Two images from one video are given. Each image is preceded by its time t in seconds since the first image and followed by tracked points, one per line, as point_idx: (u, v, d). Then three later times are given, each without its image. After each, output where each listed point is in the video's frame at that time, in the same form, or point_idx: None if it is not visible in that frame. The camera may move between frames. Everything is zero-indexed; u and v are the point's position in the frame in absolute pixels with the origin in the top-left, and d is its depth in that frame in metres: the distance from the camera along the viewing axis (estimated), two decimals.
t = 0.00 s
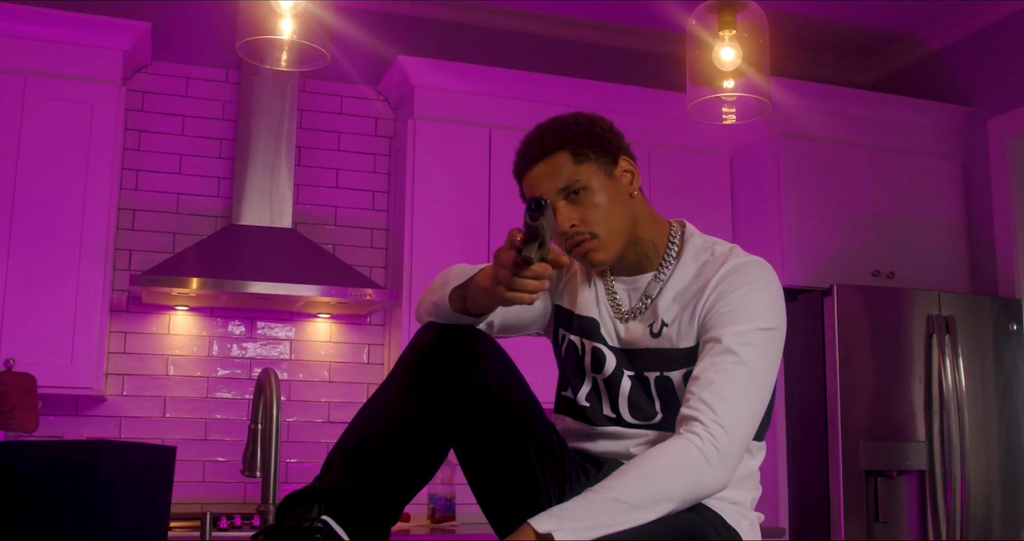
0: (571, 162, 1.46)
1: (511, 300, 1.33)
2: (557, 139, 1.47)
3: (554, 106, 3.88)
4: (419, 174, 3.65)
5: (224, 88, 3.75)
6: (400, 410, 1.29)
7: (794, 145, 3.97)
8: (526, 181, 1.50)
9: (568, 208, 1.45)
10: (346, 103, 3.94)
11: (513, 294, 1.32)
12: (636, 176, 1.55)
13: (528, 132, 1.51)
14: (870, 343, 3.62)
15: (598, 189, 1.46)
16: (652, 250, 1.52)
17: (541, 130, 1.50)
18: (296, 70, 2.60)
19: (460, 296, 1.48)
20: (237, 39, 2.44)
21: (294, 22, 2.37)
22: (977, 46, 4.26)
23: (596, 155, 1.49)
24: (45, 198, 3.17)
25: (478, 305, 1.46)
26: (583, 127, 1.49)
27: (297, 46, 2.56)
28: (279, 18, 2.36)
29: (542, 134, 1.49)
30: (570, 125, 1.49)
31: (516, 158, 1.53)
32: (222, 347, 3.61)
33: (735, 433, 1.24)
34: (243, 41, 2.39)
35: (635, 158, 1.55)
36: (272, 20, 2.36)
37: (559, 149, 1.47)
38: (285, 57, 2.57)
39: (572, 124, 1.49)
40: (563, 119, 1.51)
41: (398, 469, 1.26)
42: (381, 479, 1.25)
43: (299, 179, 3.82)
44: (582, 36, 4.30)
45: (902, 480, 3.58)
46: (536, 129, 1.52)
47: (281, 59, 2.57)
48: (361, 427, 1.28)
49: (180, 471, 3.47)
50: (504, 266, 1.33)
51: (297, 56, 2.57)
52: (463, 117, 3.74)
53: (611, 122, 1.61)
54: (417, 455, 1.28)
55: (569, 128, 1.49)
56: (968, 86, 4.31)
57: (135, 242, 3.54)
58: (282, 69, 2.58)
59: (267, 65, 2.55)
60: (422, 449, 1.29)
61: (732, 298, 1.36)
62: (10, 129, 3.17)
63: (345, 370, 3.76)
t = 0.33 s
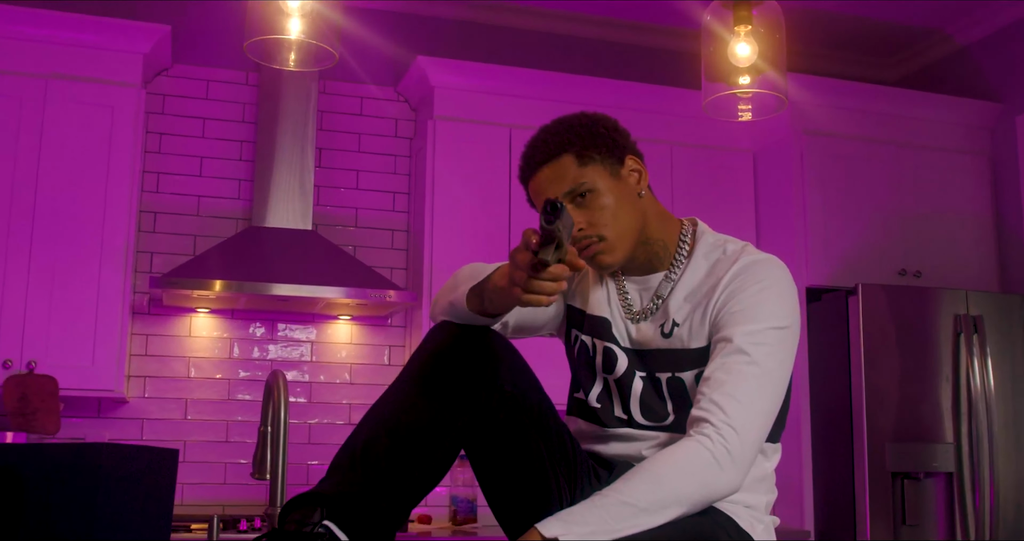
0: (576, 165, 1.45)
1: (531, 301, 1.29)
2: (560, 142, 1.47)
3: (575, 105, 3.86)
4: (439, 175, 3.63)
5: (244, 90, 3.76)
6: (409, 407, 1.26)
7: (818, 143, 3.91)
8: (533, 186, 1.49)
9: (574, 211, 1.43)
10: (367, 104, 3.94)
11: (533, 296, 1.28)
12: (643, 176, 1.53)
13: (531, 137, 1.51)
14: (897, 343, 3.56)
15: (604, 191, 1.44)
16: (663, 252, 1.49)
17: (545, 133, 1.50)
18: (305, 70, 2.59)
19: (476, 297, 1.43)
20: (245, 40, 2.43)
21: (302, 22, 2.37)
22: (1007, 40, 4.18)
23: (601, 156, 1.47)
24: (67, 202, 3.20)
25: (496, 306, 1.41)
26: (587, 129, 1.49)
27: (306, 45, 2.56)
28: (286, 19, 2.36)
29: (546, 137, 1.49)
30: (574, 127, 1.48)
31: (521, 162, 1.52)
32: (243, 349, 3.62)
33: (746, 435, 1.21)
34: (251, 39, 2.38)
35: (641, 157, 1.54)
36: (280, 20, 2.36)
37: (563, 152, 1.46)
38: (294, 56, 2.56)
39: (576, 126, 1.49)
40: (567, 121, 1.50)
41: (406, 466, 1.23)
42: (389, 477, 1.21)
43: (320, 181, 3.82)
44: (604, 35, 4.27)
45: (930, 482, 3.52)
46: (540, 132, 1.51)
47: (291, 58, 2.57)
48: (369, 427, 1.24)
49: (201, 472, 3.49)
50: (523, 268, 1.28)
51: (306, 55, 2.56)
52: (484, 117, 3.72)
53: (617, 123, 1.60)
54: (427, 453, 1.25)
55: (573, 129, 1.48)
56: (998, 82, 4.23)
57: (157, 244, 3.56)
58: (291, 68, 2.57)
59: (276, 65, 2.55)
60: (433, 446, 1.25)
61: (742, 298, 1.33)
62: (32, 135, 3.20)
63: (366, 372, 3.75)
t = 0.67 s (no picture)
0: (580, 163, 1.44)
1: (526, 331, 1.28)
2: (564, 140, 1.45)
3: (588, 106, 3.84)
4: (451, 176, 3.62)
5: (257, 92, 3.77)
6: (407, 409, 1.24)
7: (833, 142, 3.88)
8: (536, 184, 1.47)
9: (579, 209, 1.42)
10: (380, 106, 3.93)
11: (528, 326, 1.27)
12: (647, 173, 1.53)
13: (535, 135, 1.50)
14: (913, 343, 3.52)
15: (609, 189, 1.43)
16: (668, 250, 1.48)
17: (548, 131, 1.48)
18: (306, 71, 2.59)
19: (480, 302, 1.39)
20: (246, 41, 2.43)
21: (305, 23, 2.37)
22: None
23: (605, 154, 1.46)
24: (81, 205, 3.22)
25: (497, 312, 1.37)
26: (590, 127, 1.48)
27: (307, 46, 2.56)
28: (289, 20, 2.36)
29: (549, 136, 1.48)
30: (578, 124, 1.48)
31: (525, 161, 1.51)
32: (257, 351, 3.62)
33: (749, 438, 1.19)
34: (254, 40, 2.38)
35: (645, 155, 1.54)
36: (283, 21, 2.36)
37: (567, 149, 1.45)
38: (297, 58, 2.57)
39: (580, 124, 1.48)
40: (570, 119, 1.49)
41: (404, 468, 1.21)
42: (386, 480, 1.20)
43: (333, 183, 3.82)
44: (618, 35, 4.25)
45: (948, 483, 3.47)
46: (543, 131, 1.50)
47: (293, 59, 2.57)
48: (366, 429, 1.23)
49: (215, 474, 3.50)
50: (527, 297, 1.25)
51: (308, 57, 2.57)
52: (496, 118, 3.71)
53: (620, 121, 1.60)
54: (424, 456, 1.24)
55: (576, 128, 1.47)
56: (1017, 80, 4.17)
57: (171, 247, 3.58)
58: (293, 70, 2.57)
59: (279, 66, 2.55)
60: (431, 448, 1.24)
61: (747, 298, 1.32)
62: (46, 138, 3.23)
63: (379, 374, 3.75)
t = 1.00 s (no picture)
0: (585, 157, 1.43)
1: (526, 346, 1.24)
2: (569, 135, 1.45)
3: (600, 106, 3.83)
4: (462, 176, 3.62)
5: (269, 93, 3.78)
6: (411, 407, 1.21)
7: (847, 140, 3.85)
8: (540, 180, 1.46)
9: (584, 203, 1.41)
10: (391, 106, 3.93)
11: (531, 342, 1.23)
12: (653, 169, 1.52)
13: (540, 131, 1.50)
14: (927, 342, 3.49)
15: (615, 184, 1.43)
16: (674, 246, 1.47)
17: (553, 127, 1.48)
18: (310, 70, 2.61)
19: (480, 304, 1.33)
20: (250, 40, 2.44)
21: (309, 22, 2.38)
22: None
23: (610, 149, 1.46)
24: (93, 206, 3.25)
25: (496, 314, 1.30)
26: (596, 122, 1.47)
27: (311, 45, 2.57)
28: (294, 20, 2.37)
29: (554, 131, 1.47)
30: (582, 120, 1.47)
31: (529, 156, 1.50)
32: (268, 351, 3.63)
33: (754, 434, 1.18)
34: (258, 39, 2.38)
35: (651, 151, 1.53)
36: (288, 21, 2.37)
37: (571, 144, 1.44)
38: (301, 57, 2.58)
39: (584, 119, 1.47)
40: (575, 115, 1.49)
41: (406, 466, 1.19)
42: (388, 477, 1.18)
43: (344, 183, 3.82)
44: (630, 35, 4.23)
45: (962, 483, 3.43)
46: (548, 127, 1.49)
47: (297, 59, 2.58)
48: (367, 426, 1.21)
49: (227, 474, 3.51)
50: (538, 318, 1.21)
51: (313, 56, 2.58)
52: (506, 117, 3.70)
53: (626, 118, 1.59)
54: (429, 454, 1.21)
55: (581, 123, 1.47)
56: None
57: (183, 247, 3.59)
58: (297, 69, 2.58)
59: (283, 65, 2.56)
60: (432, 447, 1.22)
61: (752, 294, 1.31)
62: (59, 141, 3.25)
63: (391, 374, 3.75)
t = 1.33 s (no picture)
0: (595, 150, 1.43)
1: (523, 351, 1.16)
2: (579, 129, 1.45)
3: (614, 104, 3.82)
4: (476, 175, 3.61)
5: (284, 93, 3.80)
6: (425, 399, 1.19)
7: (863, 137, 3.82)
8: (551, 174, 1.46)
9: (595, 196, 1.41)
10: (405, 105, 3.94)
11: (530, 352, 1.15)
12: (663, 165, 1.52)
13: (550, 126, 1.50)
14: (944, 340, 3.46)
15: (625, 177, 1.43)
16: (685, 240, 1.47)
17: (564, 122, 1.48)
18: (321, 67, 2.62)
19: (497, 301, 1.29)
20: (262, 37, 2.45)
21: (320, 19, 2.38)
22: None
23: (620, 143, 1.46)
24: (110, 206, 3.27)
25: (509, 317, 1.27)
26: (606, 117, 1.48)
27: (322, 42, 2.58)
28: (304, 17, 2.38)
29: (564, 126, 1.48)
30: (593, 114, 1.48)
31: (540, 151, 1.50)
32: (283, 350, 3.64)
33: (766, 429, 1.18)
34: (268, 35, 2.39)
35: (661, 147, 1.53)
36: (299, 19, 2.38)
37: (582, 138, 1.44)
38: (313, 54, 2.59)
39: (595, 114, 1.48)
40: (585, 110, 1.49)
41: (418, 461, 1.17)
42: (401, 472, 1.15)
43: (359, 183, 3.83)
44: (645, 32, 4.22)
45: (979, 482, 3.41)
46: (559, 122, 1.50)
47: (309, 56, 2.59)
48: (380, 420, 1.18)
49: (244, 473, 3.52)
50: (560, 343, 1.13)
51: (324, 53, 2.59)
52: (520, 116, 3.69)
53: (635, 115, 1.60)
54: (442, 449, 1.19)
55: (591, 117, 1.47)
56: None
57: (199, 247, 3.61)
58: (308, 66, 2.59)
59: (295, 62, 2.56)
60: (445, 443, 1.19)
61: (763, 288, 1.31)
62: (75, 141, 3.28)
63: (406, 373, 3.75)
